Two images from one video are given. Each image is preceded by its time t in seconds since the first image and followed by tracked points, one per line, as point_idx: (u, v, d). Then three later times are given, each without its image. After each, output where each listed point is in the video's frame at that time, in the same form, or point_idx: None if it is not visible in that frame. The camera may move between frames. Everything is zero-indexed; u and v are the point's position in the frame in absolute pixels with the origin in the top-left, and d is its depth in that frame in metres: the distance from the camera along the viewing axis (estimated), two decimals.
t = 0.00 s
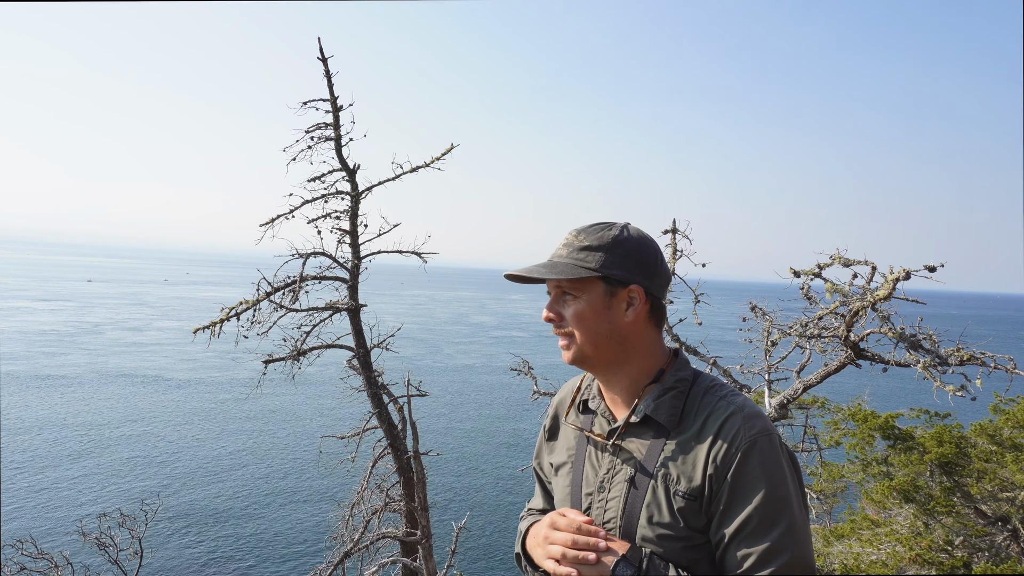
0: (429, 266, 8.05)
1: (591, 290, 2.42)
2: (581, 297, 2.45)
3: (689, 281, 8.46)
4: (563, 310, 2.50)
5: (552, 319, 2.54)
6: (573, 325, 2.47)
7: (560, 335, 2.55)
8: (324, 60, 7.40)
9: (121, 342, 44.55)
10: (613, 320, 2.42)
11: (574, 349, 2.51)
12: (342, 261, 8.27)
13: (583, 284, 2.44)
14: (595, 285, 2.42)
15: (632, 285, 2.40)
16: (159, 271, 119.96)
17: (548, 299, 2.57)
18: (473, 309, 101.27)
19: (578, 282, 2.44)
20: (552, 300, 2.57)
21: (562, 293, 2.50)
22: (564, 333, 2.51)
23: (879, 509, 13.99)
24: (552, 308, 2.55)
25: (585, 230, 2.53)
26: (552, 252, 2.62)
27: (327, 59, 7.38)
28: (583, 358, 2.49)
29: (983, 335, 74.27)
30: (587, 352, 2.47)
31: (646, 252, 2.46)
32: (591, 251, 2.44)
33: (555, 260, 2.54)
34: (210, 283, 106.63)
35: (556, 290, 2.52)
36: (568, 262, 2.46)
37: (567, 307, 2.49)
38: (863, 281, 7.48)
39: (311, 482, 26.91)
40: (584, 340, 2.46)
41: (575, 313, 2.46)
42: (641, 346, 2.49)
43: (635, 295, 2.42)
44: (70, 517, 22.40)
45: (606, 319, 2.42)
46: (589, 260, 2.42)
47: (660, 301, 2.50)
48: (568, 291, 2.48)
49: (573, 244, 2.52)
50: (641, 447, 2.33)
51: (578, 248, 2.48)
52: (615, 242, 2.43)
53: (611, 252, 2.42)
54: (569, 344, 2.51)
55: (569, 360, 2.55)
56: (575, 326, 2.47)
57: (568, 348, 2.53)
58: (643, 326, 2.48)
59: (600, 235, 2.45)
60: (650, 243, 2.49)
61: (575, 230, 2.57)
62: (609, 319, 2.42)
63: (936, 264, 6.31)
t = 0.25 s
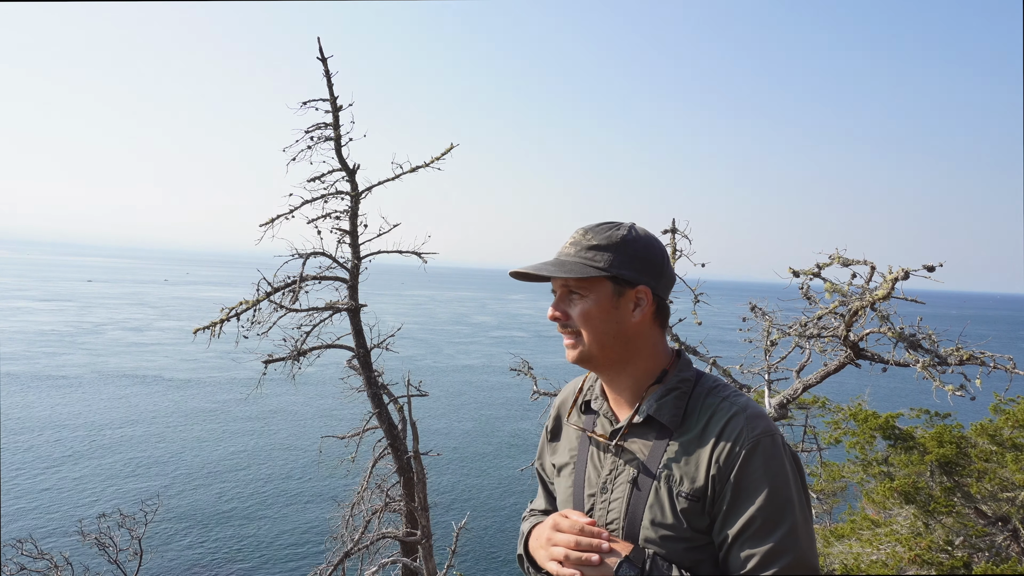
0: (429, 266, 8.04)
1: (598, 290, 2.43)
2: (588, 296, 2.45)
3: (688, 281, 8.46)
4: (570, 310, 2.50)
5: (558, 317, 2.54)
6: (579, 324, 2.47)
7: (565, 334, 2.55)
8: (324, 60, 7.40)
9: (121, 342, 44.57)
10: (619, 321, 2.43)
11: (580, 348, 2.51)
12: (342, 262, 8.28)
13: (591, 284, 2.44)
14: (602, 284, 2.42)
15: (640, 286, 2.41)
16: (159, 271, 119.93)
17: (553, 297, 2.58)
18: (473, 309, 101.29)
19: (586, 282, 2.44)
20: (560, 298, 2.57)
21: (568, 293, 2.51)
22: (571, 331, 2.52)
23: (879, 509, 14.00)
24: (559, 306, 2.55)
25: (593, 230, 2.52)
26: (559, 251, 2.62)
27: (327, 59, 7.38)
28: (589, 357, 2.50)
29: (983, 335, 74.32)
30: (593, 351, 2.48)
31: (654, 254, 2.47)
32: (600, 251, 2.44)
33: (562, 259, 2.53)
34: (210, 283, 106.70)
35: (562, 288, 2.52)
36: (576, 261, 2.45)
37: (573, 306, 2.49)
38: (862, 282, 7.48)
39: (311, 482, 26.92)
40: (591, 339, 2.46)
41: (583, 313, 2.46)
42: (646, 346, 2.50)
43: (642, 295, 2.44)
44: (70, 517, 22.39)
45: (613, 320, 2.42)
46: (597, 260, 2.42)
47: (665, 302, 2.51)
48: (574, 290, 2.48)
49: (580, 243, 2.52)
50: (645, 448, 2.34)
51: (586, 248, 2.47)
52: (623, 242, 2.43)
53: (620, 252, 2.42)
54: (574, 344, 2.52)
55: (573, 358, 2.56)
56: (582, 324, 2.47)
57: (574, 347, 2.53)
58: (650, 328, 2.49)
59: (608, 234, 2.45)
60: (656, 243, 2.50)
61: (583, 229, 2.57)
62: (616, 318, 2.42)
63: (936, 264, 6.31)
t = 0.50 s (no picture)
0: (428, 266, 8.04)
1: (600, 292, 2.43)
2: (590, 297, 2.45)
3: (688, 281, 8.47)
4: (571, 311, 2.50)
5: (559, 318, 2.54)
6: (580, 326, 2.47)
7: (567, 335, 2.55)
8: (324, 60, 7.41)
9: (121, 342, 44.57)
10: (620, 323, 2.43)
11: (581, 349, 2.51)
12: (342, 261, 8.28)
13: (592, 286, 2.44)
14: (603, 286, 2.42)
15: (641, 288, 2.42)
16: (160, 271, 119.91)
17: (554, 298, 2.58)
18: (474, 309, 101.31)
19: (586, 284, 2.45)
20: (561, 299, 2.57)
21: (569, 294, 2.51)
22: (571, 332, 2.52)
23: (879, 509, 14.01)
24: (560, 308, 2.55)
25: (594, 231, 2.52)
26: (560, 252, 2.62)
27: (327, 59, 7.39)
28: (590, 358, 2.51)
29: (982, 335, 74.39)
30: (593, 352, 2.48)
31: (655, 256, 2.47)
32: (601, 252, 2.44)
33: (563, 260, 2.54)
34: (210, 283, 106.67)
35: (563, 290, 2.52)
36: (578, 263, 2.46)
37: (574, 307, 2.49)
38: (862, 282, 7.48)
39: (311, 482, 26.91)
40: (591, 341, 2.47)
41: (583, 315, 2.46)
42: (647, 348, 2.50)
43: (643, 297, 2.44)
44: (70, 517, 22.36)
45: (614, 321, 2.42)
46: (598, 261, 2.43)
47: (667, 304, 2.52)
48: (575, 291, 2.48)
49: (581, 245, 2.52)
50: (647, 449, 2.34)
51: (587, 248, 2.47)
52: (625, 244, 2.44)
53: (621, 253, 2.42)
54: (575, 345, 2.52)
55: (573, 360, 2.56)
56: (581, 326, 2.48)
57: (574, 348, 2.53)
58: (650, 330, 2.50)
59: (609, 236, 2.45)
60: (658, 245, 2.50)
61: (584, 230, 2.57)
62: (616, 321, 2.43)
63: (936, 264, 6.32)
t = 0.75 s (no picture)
0: (428, 266, 8.05)
1: (603, 291, 2.42)
2: (595, 297, 2.45)
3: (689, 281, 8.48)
4: (573, 311, 2.50)
5: (562, 318, 2.54)
6: (582, 326, 2.47)
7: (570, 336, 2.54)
8: (324, 60, 7.41)
9: (121, 342, 44.58)
10: (621, 322, 2.43)
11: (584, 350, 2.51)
12: (342, 261, 8.28)
13: (595, 285, 2.44)
14: (606, 286, 2.42)
15: (644, 288, 2.42)
16: (160, 271, 119.98)
17: (558, 298, 2.57)
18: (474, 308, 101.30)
19: (589, 284, 2.45)
20: (563, 299, 2.57)
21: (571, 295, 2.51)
22: (574, 332, 2.51)
23: (879, 509, 14.02)
24: (562, 308, 2.55)
25: (597, 231, 2.52)
26: (563, 251, 2.62)
27: (327, 60, 7.41)
28: (592, 358, 2.50)
29: (983, 335, 74.44)
30: (595, 352, 2.48)
31: (658, 256, 2.47)
32: (604, 252, 2.44)
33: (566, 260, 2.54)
34: (210, 283, 106.69)
35: (565, 290, 2.52)
36: (581, 262, 2.46)
37: (578, 306, 2.48)
38: (862, 282, 7.49)
39: (312, 482, 26.93)
40: (593, 341, 2.46)
41: (585, 315, 2.46)
42: (649, 347, 2.50)
43: (647, 298, 2.44)
44: (70, 518, 22.37)
45: (616, 321, 2.42)
46: (601, 261, 2.43)
47: (669, 305, 2.52)
48: (577, 292, 2.48)
49: (584, 244, 2.52)
50: (648, 448, 2.34)
51: (590, 249, 2.48)
52: (628, 244, 2.43)
53: (624, 253, 2.42)
54: (577, 345, 2.51)
55: (575, 360, 2.56)
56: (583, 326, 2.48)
57: (576, 349, 2.53)
58: (653, 330, 2.49)
59: (613, 235, 2.45)
60: (662, 245, 2.51)
61: (587, 229, 2.57)
62: (618, 321, 2.43)
63: (936, 265, 6.33)
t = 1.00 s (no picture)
0: (428, 266, 8.04)
1: (590, 291, 2.41)
2: (582, 297, 2.44)
3: (688, 281, 8.47)
4: (560, 309, 2.49)
5: (548, 317, 2.53)
6: (569, 325, 2.45)
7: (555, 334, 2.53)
8: (324, 60, 7.41)
9: (122, 343, 44.55)
10: (608, 322, 2.42)
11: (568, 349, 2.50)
12: (342, 261, 8.28)
13: (583, 284, 2.42)
14: (594, 285, 2.41)
15: (630, 288, 2.41)
16: (160, 271, 119.96)
17: (545, 297, 2.56)
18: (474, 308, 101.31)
19: (577, 283, 2.43)
20: (550, 297, 2.55)
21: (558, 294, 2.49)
22: (560, 331, 2.50)
23: (879, 509, 14.00)
24: (548, 306, 2.53)
25: (586, 229, 2.51)
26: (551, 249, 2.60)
27: (327, 59, 7.39)
28: (577, 357, 2.49)
29: (983, 335, 74.43)
30: (581, 351, 2.47)
31: (646, 256, 2.47)
32: (592, 251, 2.43)
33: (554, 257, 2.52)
34: (210, 283, 106.76)
35: (553, 289, 2.50)
36: (570, 261, 2.44)
37: (564, 306, 2.47)
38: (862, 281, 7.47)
39: (311, 481, 26.95)
40: (579, 340, 2.45)
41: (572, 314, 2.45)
42: (633, 348, 2.49)
43: (633, 298, 2.43)
44: (69, 518, 22.35)
45: (603, 320, 2.41)
46: (589, 261, 2.41)
47: (655, 305, 2.52)
48: (565, 290, 2.46)
49: (573, 243, 2.50)
50: (633, 445, 2.33)
51: (579, 247, 2.46)
52: (615, 244, 2.43)
53: (612, 253, 2.41)
54: (563, 345, 2.50)
55: (560, 358, 2.54)
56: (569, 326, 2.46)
57: (561, 348, 2.51)
58: (637, 330, 2.49)
59: (601, 235, 2.44)
60: (649, 246, 2.50)
61: (576, 228, 2.55)
62: (604, 321, 2.42)
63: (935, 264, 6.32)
